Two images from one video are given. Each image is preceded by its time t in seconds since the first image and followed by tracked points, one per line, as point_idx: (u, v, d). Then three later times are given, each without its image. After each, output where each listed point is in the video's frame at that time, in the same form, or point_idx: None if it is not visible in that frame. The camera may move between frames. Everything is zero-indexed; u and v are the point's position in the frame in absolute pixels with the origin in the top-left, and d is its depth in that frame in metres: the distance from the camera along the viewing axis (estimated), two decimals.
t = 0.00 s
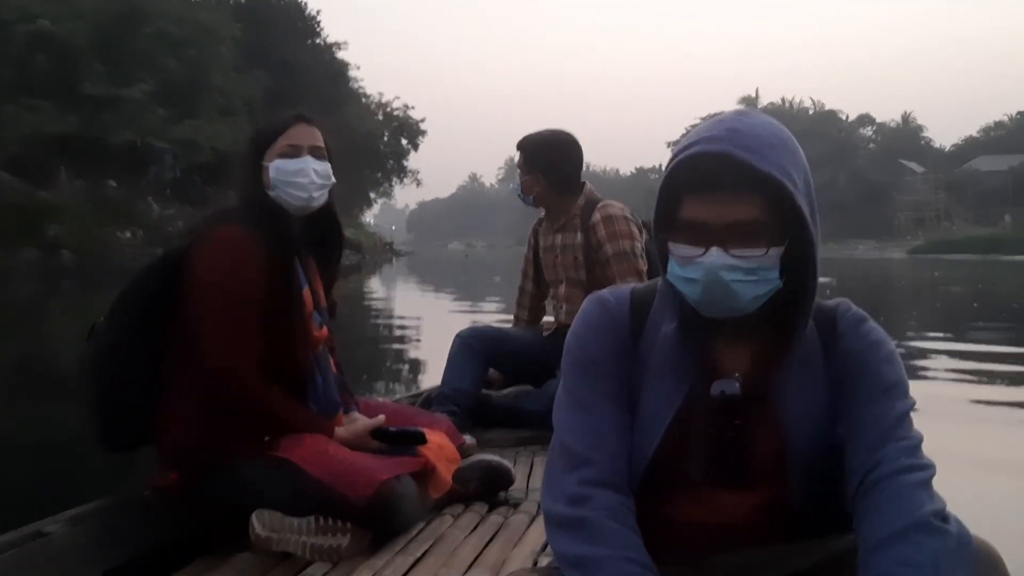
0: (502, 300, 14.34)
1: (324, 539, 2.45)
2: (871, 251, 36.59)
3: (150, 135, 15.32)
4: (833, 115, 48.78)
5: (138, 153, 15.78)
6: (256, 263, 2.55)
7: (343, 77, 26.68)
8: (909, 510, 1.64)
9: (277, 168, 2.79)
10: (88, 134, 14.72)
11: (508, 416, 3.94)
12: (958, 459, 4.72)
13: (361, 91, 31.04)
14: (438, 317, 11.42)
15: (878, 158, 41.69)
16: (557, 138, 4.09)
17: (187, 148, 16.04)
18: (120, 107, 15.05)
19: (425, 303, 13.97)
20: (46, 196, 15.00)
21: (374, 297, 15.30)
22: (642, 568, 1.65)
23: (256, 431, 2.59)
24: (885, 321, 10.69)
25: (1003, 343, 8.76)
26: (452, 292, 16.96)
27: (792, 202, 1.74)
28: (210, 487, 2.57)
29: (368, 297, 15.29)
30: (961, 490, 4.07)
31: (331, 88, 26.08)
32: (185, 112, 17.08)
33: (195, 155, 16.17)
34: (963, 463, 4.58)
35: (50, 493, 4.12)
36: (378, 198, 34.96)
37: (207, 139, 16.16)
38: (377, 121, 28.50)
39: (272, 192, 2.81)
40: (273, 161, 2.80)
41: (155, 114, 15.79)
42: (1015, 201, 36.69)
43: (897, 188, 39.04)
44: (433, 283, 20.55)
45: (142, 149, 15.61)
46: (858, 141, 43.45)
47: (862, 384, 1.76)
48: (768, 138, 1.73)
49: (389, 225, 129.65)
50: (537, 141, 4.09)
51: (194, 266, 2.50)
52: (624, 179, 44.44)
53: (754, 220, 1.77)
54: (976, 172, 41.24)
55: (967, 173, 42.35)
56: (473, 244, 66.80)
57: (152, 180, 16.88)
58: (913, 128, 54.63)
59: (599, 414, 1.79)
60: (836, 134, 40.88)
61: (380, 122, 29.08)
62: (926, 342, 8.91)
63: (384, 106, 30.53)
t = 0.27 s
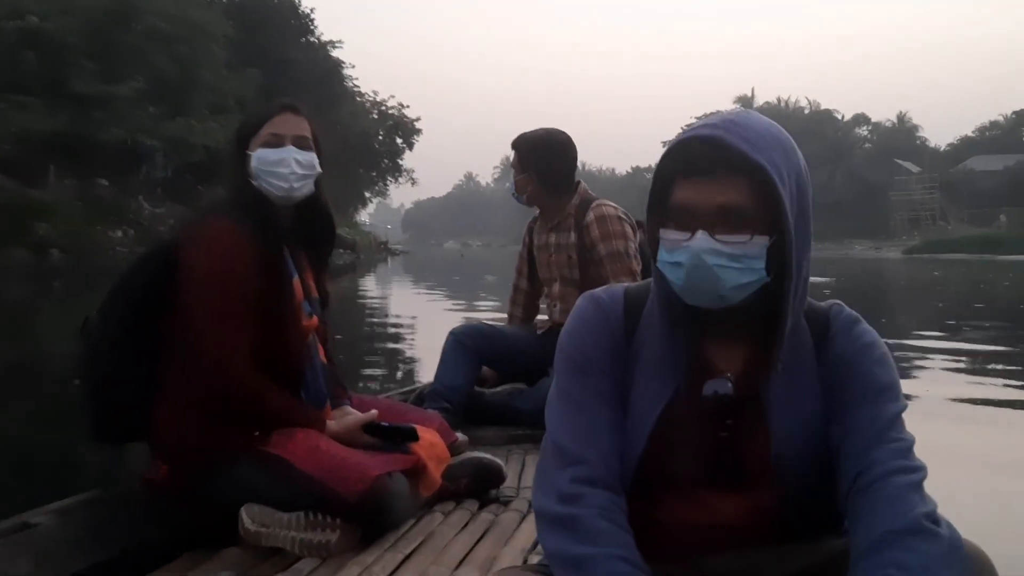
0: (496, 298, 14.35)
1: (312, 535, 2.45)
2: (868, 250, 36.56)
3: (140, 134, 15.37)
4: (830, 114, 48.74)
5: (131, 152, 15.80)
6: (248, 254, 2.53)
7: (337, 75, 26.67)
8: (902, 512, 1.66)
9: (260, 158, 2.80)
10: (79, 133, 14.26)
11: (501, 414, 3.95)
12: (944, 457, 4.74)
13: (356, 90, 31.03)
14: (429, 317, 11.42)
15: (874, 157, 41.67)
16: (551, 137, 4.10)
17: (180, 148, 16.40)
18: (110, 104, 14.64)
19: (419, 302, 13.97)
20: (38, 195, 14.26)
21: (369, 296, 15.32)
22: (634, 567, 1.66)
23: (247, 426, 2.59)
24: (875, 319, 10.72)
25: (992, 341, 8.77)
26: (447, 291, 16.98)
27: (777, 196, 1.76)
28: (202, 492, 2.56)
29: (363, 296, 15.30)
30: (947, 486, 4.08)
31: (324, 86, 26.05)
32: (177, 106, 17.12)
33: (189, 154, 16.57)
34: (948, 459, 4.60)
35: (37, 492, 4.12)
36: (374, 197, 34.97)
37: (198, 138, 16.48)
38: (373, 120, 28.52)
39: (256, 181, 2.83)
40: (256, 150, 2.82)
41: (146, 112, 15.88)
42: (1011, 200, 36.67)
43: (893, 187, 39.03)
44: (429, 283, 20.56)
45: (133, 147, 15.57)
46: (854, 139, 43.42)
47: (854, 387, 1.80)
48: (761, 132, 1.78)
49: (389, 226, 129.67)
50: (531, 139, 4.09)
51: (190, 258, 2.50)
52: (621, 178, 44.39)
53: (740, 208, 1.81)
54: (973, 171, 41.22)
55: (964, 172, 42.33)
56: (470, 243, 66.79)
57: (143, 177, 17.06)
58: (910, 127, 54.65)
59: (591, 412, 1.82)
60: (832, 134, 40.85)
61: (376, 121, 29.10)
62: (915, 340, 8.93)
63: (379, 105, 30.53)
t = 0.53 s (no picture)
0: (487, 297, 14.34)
1: (303, 528, 2.47)
2: (862, 250, 36.60)
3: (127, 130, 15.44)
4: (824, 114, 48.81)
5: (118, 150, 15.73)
6: (239, 243, 2.53)
7: (330, 73, 26.63)
8: (893, 512, 1.68)
9: (256, 149, 2.82)
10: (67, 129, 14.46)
11: (493, 410, 3.96)
12: (930, 454, 4.76)
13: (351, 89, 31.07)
14: (420, 315, 11.40)
15: (869, 157, 41.72)
16: (547, 134, 4.12)
17: (167, 143, 16.51)
18: (98, 101, 14.67)
19: (411, 301, 13.99)
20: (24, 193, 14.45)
21: (362, 295, 15.33)
22: (626, 563, 1.70)
23: (238, 417, 2.60)
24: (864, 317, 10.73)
25: (980, 340, 8.79)
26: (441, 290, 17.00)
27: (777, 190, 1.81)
28: (191, 478, 2.60)
29: (356, 295, 15.31)
30: (932, 482, 4.10)
31: (316, 85, 26.02)
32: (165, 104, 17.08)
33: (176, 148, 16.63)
34: (934, 457, 4.61)
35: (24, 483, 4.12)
36: (368, 196, 34.95)
37: (188, 135, 16.62)
38: (366, 119, 28.57)
39: (251, 171, 2.84)
40: (252, 140, 2.84)
41: (134, 109, 15.88)
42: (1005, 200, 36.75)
43: (887, 186, 39.09)
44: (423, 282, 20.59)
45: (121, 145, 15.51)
46: (848, 139, 43.47)
47: (851, 388, 1.83)
48: (769, 130, 1.85)
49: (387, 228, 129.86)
50: (528, 138, 4.12)
51: (173, 255, 2.50)
52: (615, 178, 44.43)
53: (747, 201, 1.86)
54: (968, 171, 41.26)
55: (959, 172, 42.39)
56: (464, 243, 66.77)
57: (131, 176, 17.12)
58: (905, 127, 54.71)
59: (588, 406, 1.86)
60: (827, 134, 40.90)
61: (369, 120, 29.15)
62: (904, 338, 8.95)
63: (373, 103, 30.57)
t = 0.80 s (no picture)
0: (479, 296, 14.29)
1: (295, 528, 2.47)
2: (854, 249, 36.67)
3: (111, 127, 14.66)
4: (816, 113, 48.92)
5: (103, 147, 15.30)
6: (237, 245, 2.51)
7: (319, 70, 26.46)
8: (887, 515, 1.68)
9: (257, 150, 2.80)
10: (52, 125, 14.40)
11: (487, 410, 3.96)
12: (922, 453, 4.76)
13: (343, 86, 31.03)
14: (412, 314, 11.34)
15: (860, 156, 41.82)
16: (548, 134, 4.14)
17: (151, 145, 15.65)
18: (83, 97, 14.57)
19: (403, 300, 13.97)
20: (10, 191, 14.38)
21: (352, 294, 15.26)
22: (620, 564, 1.69)
23: (230, 418, 2.58)
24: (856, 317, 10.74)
25: (972, 340, 8.79)
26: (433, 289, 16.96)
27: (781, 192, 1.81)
28: (190, 481, 2.62)
29: (348, 294, 15.27)
30: (923, 482, 4.11)
31: (305, 82, 25.84)
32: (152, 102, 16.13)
33: (160, 150, 15.73)
34: (925, 457, 4.61)
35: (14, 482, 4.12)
36: (358, 193, 34.81)
37: (177, 133, 15.49)
38: (358, 117, 28.57)
39: (251, 172, 2.82)
40: (254, 141, 2.82)
41: (120, 106, 15.14)
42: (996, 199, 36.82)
43: (879, 186, 39.18)
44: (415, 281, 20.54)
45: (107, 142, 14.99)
46: (840, 138, 43.58)
47: (846, 391, 1.83)
48: (778, 132, 1.84)
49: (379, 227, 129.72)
50: (527, 137, 4.14)
51: (170, 254, 2.48)
52: (607, 178, 44.49)
53: (749, 201, 1.87)
54: (960, 170, 41.36)
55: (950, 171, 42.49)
56: (455, 241, 66.62)
57: (116, 174, 17.36)
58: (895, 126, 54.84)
59: (584, 406, 1.85)
60: (819, 133, 40.96)
61: (361, 118, 29.15)
62: (896, 338, 8.95)
63: (364, 101, 30.56)
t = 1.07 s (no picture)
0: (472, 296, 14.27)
1: (292, 531, 2.46)
2: (847, 247, 36.74)
3: (98, 124, 14.60)
4: (808, 111, 49.04)
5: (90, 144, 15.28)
6: (230, 250, 2.49)
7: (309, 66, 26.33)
8: (880, 508, 1.69)
9: (258, 155, 2.78)
10: (39, 123, 14.33)
11: (483, 411, 3.95)
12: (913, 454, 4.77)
13: (335, 84, 31.01)
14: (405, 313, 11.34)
15: (853, 154, 41.93)
16: (541, 132, 4.13)
17: (139, 140, 15.57)
18: (70, 94, 14.50)
19: (397, 299, 13.96)
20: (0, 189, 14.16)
21: (345, 294, 15.21)
22: (616, 562, 1.71)
23: (226, 423, 2.55)
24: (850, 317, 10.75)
25: (965, 340, 8.80)
26: (426, 289, 16.94)
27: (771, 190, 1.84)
28: (183, 485, 2.58)
29: (341, 293, 15.24)
30: (916, 484, 4.11)
31: (295, 79, 25.73)
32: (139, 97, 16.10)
33: (148, 146, 15.71)
34: (918, 458, 4.62)
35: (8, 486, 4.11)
36: (350, 192, 34.74)
37: (165, 130, 15.61)
38: (351, 115, 28.59)
39: (250, 177, 2.81)
40: (255, 146, 2.81)
41: (107, 103, 15.08)
42: (988, 197, 36.92)
43: (872, 184, 39.27)
44: (408, 280, 20.52)
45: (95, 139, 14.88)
46: (833, 136, 43.70)
47: (837, 386, 1.85)
48: (767, 129, 1.87)
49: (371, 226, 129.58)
50: (521, 135, 4.13)
51: (166, 257, 2.46)
52: (601, 176, 44.54)
53: (739, 197, 1.90)
54: (952, 169, 41.47)
55: (942, 169, 42.61)
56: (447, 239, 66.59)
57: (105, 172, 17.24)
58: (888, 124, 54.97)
59: (578, 404, 1.88)
60: (812, 131, 41.04)
61: (354, 116, 29.15)
62: (888, 337, 8.97)
63: (357, 99, 30.56)
